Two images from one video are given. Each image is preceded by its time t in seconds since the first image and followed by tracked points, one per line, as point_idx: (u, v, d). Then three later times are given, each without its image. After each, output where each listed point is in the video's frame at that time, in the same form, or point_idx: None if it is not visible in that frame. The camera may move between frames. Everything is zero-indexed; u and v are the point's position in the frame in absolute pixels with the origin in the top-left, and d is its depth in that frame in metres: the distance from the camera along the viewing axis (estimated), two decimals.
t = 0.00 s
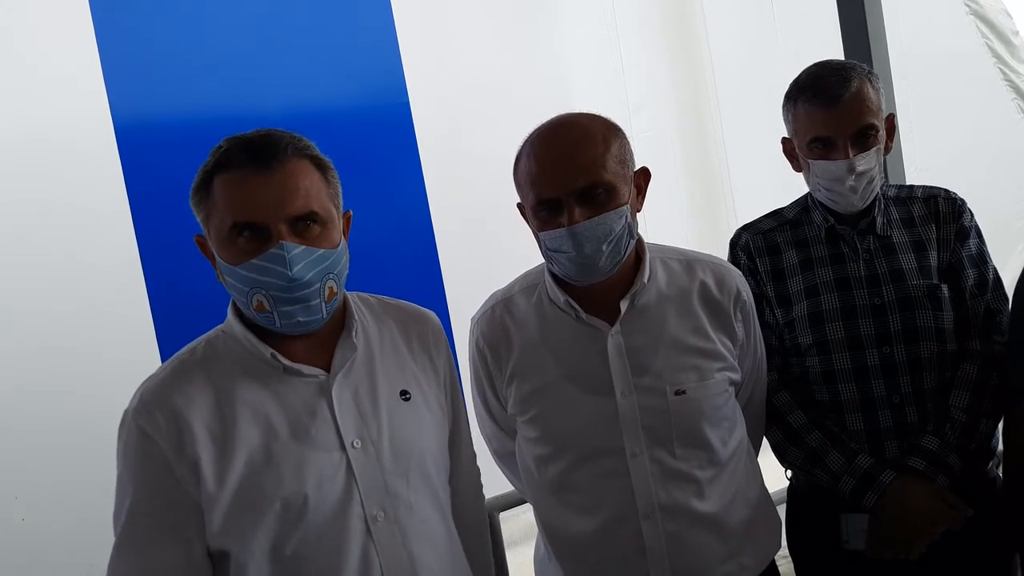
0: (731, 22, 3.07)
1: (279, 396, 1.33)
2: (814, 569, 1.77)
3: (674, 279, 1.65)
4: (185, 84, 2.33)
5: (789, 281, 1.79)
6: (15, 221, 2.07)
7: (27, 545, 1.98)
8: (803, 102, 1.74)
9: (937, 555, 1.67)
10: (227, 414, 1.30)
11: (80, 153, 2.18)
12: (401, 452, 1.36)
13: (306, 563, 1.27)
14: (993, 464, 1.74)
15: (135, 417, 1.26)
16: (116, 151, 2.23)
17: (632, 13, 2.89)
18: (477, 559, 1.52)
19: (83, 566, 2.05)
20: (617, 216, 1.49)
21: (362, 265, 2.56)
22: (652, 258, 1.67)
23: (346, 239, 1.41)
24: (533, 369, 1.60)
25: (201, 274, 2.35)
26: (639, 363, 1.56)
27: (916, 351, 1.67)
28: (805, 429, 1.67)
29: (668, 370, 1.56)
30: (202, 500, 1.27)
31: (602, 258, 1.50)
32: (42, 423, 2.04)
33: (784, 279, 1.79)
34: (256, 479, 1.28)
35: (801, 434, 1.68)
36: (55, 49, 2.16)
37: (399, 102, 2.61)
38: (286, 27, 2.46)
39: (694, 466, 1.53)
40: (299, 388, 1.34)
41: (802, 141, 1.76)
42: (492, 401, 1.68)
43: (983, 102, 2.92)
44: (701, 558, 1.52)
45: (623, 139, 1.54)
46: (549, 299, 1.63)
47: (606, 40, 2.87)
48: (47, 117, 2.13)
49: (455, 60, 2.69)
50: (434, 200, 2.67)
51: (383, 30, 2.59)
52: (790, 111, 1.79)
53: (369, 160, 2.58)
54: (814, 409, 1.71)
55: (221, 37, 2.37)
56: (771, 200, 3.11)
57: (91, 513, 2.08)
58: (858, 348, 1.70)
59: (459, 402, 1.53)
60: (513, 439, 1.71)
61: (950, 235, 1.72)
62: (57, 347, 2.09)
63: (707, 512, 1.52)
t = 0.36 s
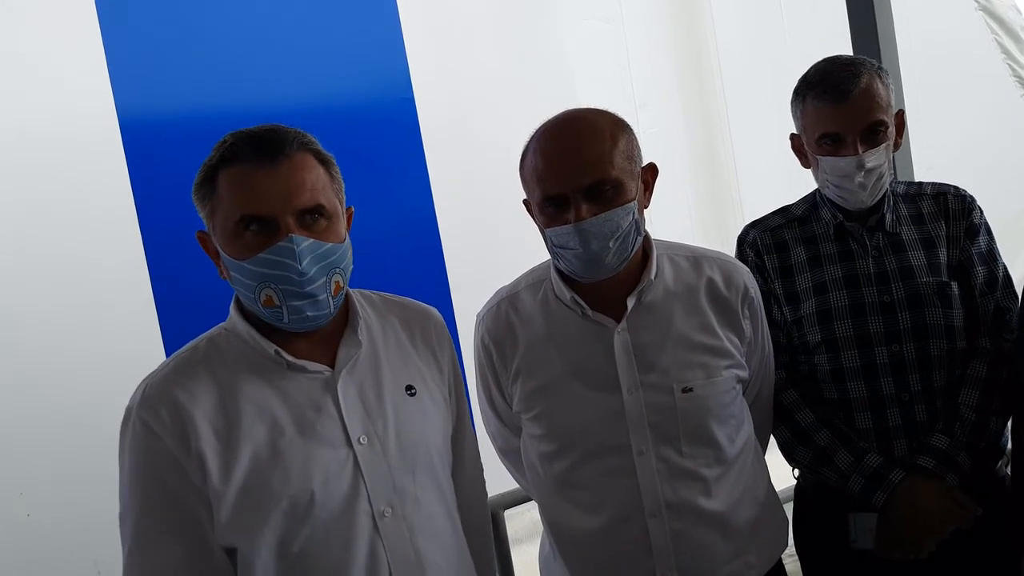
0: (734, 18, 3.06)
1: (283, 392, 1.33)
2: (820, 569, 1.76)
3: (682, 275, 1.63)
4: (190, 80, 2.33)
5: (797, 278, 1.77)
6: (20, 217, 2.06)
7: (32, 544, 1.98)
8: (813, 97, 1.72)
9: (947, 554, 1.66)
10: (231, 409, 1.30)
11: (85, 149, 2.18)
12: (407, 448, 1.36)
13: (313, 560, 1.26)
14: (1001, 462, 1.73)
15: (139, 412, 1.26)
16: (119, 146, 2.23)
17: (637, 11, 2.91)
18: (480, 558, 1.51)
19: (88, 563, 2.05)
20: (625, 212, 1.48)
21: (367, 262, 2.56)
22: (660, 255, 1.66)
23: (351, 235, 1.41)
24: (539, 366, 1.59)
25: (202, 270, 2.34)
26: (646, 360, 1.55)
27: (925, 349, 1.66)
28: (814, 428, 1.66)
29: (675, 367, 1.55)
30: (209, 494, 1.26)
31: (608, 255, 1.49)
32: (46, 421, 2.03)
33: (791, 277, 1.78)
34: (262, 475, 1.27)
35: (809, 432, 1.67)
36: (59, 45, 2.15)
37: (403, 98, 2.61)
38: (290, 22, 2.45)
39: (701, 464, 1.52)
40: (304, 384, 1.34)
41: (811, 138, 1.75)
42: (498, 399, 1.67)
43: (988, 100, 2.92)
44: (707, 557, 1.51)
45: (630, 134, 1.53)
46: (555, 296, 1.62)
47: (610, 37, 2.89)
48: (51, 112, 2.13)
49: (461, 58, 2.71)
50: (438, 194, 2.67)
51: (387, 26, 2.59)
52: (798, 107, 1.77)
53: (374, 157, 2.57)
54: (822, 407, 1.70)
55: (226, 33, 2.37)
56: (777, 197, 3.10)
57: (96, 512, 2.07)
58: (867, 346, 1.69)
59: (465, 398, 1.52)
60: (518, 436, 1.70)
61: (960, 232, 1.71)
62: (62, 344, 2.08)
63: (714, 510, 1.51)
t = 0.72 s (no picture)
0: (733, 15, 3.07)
1: (276, 389, 1.33)
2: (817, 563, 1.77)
3: (677, 270, 1.63)
4: (185, 79, 2.32)
5: (791, 272, 1.77)
6: (17, 216, 2.06)
7: (31, 544, 1.98)
8: (803, 92, 1.72)
9: (942, 547, 1.67)
10: (223, 406, 1.29)
11: (82, 147, 2.17)
12: (402, 443, 1.36)
13: (307, 556, 1.27)
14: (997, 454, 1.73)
15: (131, 411, 1.26)
16: (116, 144, 2.22)
17: (635, 7, 2.91)
18: (476, 556, 1.51)
19: (86, 563, 2.05)
20: (619, 207, 1.48)
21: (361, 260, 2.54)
22: (654, 250, 1.66)
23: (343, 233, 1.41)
24: (534, 362, 1.59)
25: (197, 267, 2.35)
26: (641, 355, 1.55)
27: (919, 342, 1.66)
28: (809, 423, 1.67)
29: (670, 362, 1.55)
30: (201, 491, 1.26)
31: (603, 250, 1.49)
32: (43, 421, 2.03)
33: (785, 271, 1.78)
34: (255, 471, 1.27)
35: (804, 427, 1.68)
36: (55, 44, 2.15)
37: (399, 96, 2.61)
38: (286, 20, 2.45)
39: (697, 458, 1.52)
40: (298, 380, 1.34)
41: (802, 133, 1.75)
42: (494, 395, 1.67)
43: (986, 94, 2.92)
44: (703, 551, 1.51)
45: (623, 131, 1.53)
46: (550, 292, 1.62)
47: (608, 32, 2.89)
48: (46, 112, 2.12)
49: (458, 55, 2.71)
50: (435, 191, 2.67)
51: (383, 23, 2.59)
52: (789, 102, 1.77)
53: (371, 154, 2.57)
54: (817, 402, 1.71)
55: (222, 31, 2.37)
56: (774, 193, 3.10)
57: (91, 513, 2.07)
58: (861, 339, 1.69)
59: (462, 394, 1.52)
60: (514, 433, 1.70)
61: (953, 224, 1.70)
62: (59, 345, 2.08)
63: (710, 504, 1.51)
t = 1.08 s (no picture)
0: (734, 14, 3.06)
1: (273, 384, 1.32)
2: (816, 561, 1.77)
3: (676, 268, 1.63)
4: (184, 77, 2.32)
5: (790, 271, 1.77)
6: (17, 215, 2.06)
7: (27, 544, 1.98)
8: (803, 92, 1.72)
9: (941, 545, 1.67)
10: (220, 401, 1.29)
11: (83, 146, 2.17)
12: (401, 441, 1.36)
13: (302, 552, 1.27)
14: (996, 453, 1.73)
15: (129, 407, 1.26)
16: (116, 142, 2.22)
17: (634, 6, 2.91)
18: (476, 555, 1.51)
19: (85, 562, 2.04)
20: (620, 203, 1.47)
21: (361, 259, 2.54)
22: (653, 248, 1.66)
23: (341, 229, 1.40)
24: (534, 359, 1.59)
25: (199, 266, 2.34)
26: (640, 353, 1.55)
27: (918, 341, 1.66)
28: (808, 421, 1.67)
29: (669, 360, 1.55)
30: (195, 486, 1.26)
31: (605, 246, 1.49)
32: (41, 420, 2.02)
33: (784, 270, 1.78)
34: (249, 465, 1.27)
35: (803, 426, 1.68)
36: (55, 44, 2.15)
37: (399, 94, 2.61)
38: (286, 19, 2.45)
39: (697, 457, 1.52)
40: (296, 376, 1.34)
41: (802, 133, 1.74)
42: (493, 394, 1.67)
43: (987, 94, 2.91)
44: (703, 550, 1.51)
45: (624, 127, 1.53)
46: (550, 290, 1.62)
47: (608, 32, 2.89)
48: (46, 112, 2.12)
49: (458, 54, 2.71)
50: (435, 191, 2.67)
51: (383, 22, 2.59)
52: (789, 102, 1.77)
53: (371, 153, 2.57)
54: (816, 400, 1.70)
55: (222, 30, 2.37)
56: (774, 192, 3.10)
57: (91, 512, 2.06)
58: (860, 338, 1.69)
59: (462, 392, 1.52)
60: (514, 431, 1.70)
61: (952, 223, 1.70)
62: (58, 344, 2.08)
63: (710, 503, 1.51)
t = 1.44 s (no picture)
0: (737, 17, 3.25)
1: (275, 383, 1.32)
2: (814, 563, 1.77)
3: (676, 269, 1.64)
4: (184, 79, 2.32)
5: (788, 272, 1.78)
6: (17, 215, 2.05)
7: (27, 544, 1.97)
8: (802, 94, 1.72)
9: (939, 546, 1.67)
10: (222, 399, 1.30)
11: (84, 146, 2.17)
12: (400, 441, 1.36)
13: (302, 553, 1.27)
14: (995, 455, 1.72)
15: (132, 405, 1.26)
16: (116, 143, 2.22)
17: (633, 9, 3.02)
18: (476, 556, 1.51)
19: (85, 562, 2.04)
20: (634, 194, 1.49)
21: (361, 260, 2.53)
22: (653, 249, 1.66)
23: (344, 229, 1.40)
24: (535, 359, 1.59)
25: (199, 266, 2.35)
26: (640, 353, 1.55)
27: (916, 341, 1.66)
28: (805, 421, 1.67)
29: (669, 361, 1.55)
30: (197, 484, 1.26)
31: (621, 237, 1.49)
32: (42, 420, 2.03)
33: (783, 271, 1.78)
34: (251, 463, 1.27)
35: (800, 426, 1.68)
36: (55, 44, 2.14)
37: (400, 95, 2.62)
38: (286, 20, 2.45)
39: (696, 458, 1.52)
40: (297, 376, 1.34)
41: (801, 134, 1.75)
42: (493, 394, 1.67)
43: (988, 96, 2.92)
44: (702, 551, 1.51)
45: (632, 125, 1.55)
46: (550, 291, 1.62)
47: (609, 31, 2.98)
48: (47, 112, 2.12)
49: (459, 56, 2.74)
50: (435, 191, 2.68)
51: (383, 24, 2.59)
52: (788, 103, 1.77)
53: (371, 155, 2.57)
54: (814, 401, 1.70)
55: (223, 31, 2.37)
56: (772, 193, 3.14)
57: (92, 512, 2.07)
58: (858, 339, 1.69)
59: (463, 392, 1.52)
60: (513, 432, 1.70)
61: (950, 224, 1.70)
62: (59, 345, 2.08)
63: (709, 505, 1.51)
